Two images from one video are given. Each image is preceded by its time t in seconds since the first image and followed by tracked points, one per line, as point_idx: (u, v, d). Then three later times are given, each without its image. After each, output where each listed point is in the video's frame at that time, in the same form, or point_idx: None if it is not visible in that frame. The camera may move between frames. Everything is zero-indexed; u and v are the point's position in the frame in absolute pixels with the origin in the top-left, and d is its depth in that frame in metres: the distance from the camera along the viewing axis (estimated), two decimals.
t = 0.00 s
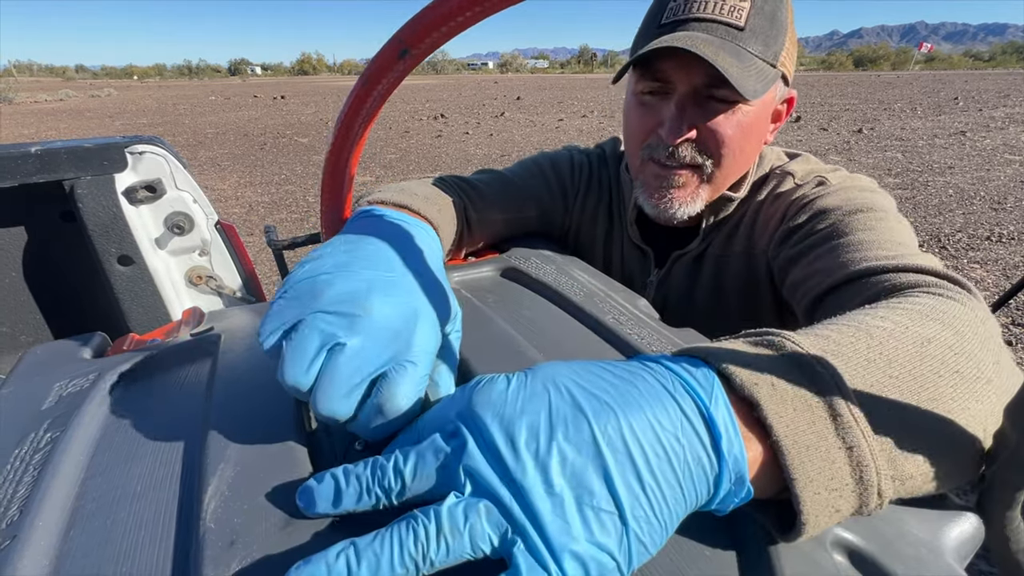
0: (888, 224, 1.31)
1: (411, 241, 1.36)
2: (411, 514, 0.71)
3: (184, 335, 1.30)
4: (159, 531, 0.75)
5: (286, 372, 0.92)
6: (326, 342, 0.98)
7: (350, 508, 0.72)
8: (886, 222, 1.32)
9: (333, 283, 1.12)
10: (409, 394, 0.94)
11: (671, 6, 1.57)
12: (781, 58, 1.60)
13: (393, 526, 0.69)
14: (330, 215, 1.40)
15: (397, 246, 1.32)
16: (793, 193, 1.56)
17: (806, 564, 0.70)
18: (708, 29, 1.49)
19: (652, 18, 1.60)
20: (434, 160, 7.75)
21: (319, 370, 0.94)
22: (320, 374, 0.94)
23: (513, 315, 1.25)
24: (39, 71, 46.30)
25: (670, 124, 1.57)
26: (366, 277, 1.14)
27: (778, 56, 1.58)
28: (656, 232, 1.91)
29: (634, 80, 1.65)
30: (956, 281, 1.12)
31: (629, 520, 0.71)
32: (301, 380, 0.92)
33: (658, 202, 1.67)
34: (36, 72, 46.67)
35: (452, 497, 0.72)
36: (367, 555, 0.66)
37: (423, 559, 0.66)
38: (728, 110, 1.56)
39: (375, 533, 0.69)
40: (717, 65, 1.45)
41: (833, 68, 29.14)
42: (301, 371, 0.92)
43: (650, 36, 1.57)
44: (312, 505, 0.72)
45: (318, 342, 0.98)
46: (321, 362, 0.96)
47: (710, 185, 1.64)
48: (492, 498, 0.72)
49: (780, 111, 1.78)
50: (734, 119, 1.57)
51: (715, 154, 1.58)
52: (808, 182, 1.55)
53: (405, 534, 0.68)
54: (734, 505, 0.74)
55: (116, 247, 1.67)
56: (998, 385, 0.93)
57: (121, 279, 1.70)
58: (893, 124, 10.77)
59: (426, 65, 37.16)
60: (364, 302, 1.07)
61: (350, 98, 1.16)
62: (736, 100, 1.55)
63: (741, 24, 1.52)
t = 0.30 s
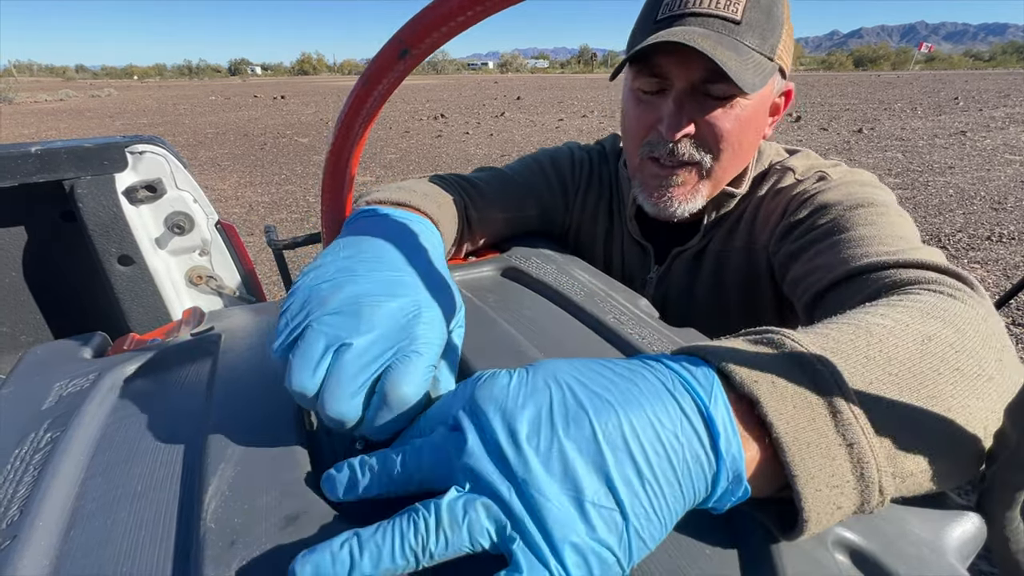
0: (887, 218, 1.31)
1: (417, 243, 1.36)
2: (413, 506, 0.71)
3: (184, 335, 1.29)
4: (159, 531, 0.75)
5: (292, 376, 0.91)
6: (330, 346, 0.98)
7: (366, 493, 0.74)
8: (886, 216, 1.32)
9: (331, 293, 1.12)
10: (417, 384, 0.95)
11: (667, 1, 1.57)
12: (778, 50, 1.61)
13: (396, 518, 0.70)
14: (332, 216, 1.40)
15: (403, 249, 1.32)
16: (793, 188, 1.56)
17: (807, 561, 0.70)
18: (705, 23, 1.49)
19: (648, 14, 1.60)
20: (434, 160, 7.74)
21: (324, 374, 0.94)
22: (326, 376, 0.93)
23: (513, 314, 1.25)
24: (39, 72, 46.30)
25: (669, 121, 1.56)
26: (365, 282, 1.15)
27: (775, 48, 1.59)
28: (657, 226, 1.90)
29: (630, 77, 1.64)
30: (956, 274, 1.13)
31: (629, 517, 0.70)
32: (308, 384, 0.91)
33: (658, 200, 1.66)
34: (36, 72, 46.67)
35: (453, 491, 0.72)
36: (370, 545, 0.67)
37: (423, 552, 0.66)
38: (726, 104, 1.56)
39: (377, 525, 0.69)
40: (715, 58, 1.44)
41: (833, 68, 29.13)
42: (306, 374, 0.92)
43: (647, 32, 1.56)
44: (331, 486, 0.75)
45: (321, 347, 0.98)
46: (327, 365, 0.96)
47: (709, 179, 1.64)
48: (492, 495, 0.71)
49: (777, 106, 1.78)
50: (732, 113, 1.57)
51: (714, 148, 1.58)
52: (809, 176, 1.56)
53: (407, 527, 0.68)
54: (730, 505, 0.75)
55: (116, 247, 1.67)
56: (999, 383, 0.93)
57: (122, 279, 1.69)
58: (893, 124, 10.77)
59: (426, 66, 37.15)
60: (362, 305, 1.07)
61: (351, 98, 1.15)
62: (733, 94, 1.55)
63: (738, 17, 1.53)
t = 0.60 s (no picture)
0: (881, 214, 1.31)
1: (427, 246, 1.35)
2: (418, 502, 0.71)
3: (184, 335, 1.29)
4: (160, 531, 0.75)
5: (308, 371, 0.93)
6: (344, 338, 1.01)
7: (376, 501, 0.75)
8: (881, 214, 1.31)
9: (339, 289, 1.14)
10: (437, 367, 0.98)
11: None
12: (776, 48, 1.60)
13: (402, 513, 0.70)
14: (334, 215, 1.39)
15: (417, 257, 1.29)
16: (789, 187, 1.56)
17: (810, 561, 0.70)
18: (702, 21, 1.49)
19: (645, 14, 1.60)
20: (434, 160, 7.74)
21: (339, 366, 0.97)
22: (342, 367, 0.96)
23: (514, 314, 1.25)
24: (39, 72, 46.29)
25: (668, 119, 1.56)
26: (370, 276, 1.17)
27: (774, 46, 1.58)
28: (656, 222, 1.89)
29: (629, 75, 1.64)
30: (953, 272, 1.12)
31: (635, 516, 0.70)
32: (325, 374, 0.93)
33: (658, 198, 1.66)
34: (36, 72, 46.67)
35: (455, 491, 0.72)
36: (376, 537, 0.67)
37: (427, 547, 0.66)
38: (726, 102, 1.55)
39: (385, 517, 0.69)
40: (714, 55, 1.43)
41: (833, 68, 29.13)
42: (323, 363, 0.95)
43: (645, 30, 1.56)
44: (343, 493, 0.76)
45: (334, 339, 1.01)
46: (342, 357, 0.98)
47: (708, 177, 1.64)
48: (499, 497, 0.71)
49: (774, 103, 1.77)
50: (731, 111, 1.56)
51: (713, 145, 1.58)
52: (805, 175, 1.56)
53: (411, 522, 0.68)
54: (732, 505, 0.74)
55: (116, 247, 1.67)
56: (995, 378, 0.93)
57: (122, 279, 1.71)
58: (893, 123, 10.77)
59: (426, 66, 37.13)
60: (370, 298, 1.11)
61: (352, 96, 1.15)
62: (733, 91, 1.54)
63: (735, 15, 1.52)
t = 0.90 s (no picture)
0: (883, 211, 1.31)
1: (434, 247, 1.34)
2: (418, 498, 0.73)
3: (184, 335, 1.29)
4: (160, 531, 0.75)
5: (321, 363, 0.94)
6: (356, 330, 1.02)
7: (389, 496, 0.77)
8: (884, 209, 1.31)
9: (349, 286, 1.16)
10: (450, 358, 0.99)
11: None
12: (772, 47, 1.60)
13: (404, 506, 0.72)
14: (335, 215, 1.39)
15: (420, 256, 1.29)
16: (790, 183, 1.57)
17: (811, 562, 0.69)
18: (696, 21, 1.49)
19: (639, 13, 1.61)
20: (434, 160, 7.74)
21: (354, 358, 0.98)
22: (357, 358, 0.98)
23: (514, 314, 1.25)
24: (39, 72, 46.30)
25: (662, 120, 1.56)
26: (376, 271, 1.19)
27: (769, 44, 1.58)
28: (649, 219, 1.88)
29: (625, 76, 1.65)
30: (954, 264, 1.12)
31: (632, 526, 0.69)
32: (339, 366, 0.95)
33: (654, 202, 1.67)
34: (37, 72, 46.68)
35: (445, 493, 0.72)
36: (375, 526, 0.68)
37: (426, 542, 0.68)
38: (719, 102, 1.54)
39: (387, 508, 0.71)
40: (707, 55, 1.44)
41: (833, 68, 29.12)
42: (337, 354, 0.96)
43: (639, 30, 1.56)
44: (362, 486, 0.78)
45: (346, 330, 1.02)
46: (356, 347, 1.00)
47: (703, 178, 1.64)
48: (488, 501, 0.71)
49: (773, 100, 1.77)
50: (725, 111, 1.55)
51: (708, 146, 1.57)
52: (805, 171, 1.56)
53: (410, 516, 0.70)
54: (744, 515, 0.72)
55: (117, 247, 1.68)
56: (1004, 378, 0.92)
57: (122, 279, 1.71)
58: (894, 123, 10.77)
59: (426, 65, 37.13)
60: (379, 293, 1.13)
61: (354, 92, 1.14)
62: (727, 91, 1.53)
63: (729, 14, 1.53)
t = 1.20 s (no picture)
0: (888, 214, 1.29)
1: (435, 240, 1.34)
2: (421, 497, 0.73)
3: (185, 335, 1.29)
4: (161, 530, 0.74)
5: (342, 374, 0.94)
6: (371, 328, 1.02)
7: (389, 495, 0.78)
8: (888, 211, 1.31)
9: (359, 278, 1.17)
10: (479, 341, 1.00)
11: None
12: (778, 46, 1.60)
13: (407, 504, 0.72)
14: (337, 213, 1.40)
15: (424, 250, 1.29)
16: (794, 183, 1.56)
17: (812, 562, 0.69)
18: (702, 19, 1.49)
19: (644, 11, 1.60)
20: (434, 160, 7.73)
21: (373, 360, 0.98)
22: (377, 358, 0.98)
23: (515, 314, 1.24)
24: (39, 71, 46.28)
25: (666, 119, 1.55)
26: (391, 263, 1.20)
27: (775, 43, 1.58)
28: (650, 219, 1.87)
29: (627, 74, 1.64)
30: (962, 269, 1.12)
31: (635, 525, 0.69)
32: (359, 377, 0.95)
33: (657, 200, 1.67)
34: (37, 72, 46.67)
35: (448, 490, 0.72)
36: (378, 523, 0.68)
37: (426, 539, 0.68)
38: (725, 102, 1.54)
39: (391, 506, 0.71)
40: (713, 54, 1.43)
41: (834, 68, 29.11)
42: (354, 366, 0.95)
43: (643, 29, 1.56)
44: (362, 485, 0.78)
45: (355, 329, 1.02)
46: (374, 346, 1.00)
47: (706, 178, 1.64)
48: (492, 498, 0.71)
49: (776, 100, 1.76)
50: (731, 111, 1.55)
51: (712, 146, 1.57)
52: (810, 171, 1.56)
53: (413, 514, 0.69)
54: (744, 515, 0.72)
55: (117, 246, 1.67)
56: (1012, 385, 0.92)
57: (122, 279, 1.71)
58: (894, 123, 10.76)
59: (427, 65, 37.12)
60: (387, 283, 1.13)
61: (356, 91, 1.14)
62: (731, 91, 1.53)
63: (735, 12, 1.52)
